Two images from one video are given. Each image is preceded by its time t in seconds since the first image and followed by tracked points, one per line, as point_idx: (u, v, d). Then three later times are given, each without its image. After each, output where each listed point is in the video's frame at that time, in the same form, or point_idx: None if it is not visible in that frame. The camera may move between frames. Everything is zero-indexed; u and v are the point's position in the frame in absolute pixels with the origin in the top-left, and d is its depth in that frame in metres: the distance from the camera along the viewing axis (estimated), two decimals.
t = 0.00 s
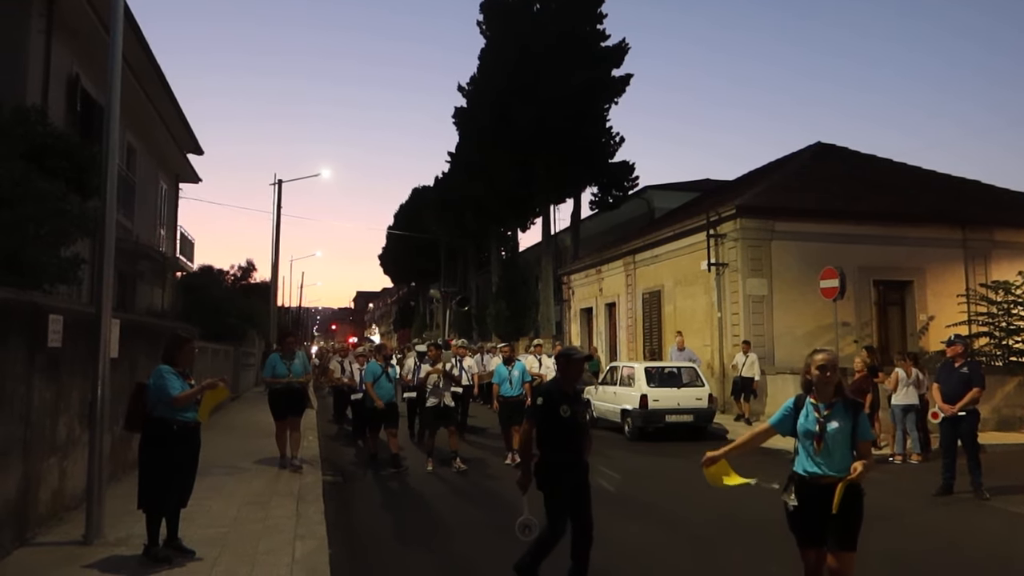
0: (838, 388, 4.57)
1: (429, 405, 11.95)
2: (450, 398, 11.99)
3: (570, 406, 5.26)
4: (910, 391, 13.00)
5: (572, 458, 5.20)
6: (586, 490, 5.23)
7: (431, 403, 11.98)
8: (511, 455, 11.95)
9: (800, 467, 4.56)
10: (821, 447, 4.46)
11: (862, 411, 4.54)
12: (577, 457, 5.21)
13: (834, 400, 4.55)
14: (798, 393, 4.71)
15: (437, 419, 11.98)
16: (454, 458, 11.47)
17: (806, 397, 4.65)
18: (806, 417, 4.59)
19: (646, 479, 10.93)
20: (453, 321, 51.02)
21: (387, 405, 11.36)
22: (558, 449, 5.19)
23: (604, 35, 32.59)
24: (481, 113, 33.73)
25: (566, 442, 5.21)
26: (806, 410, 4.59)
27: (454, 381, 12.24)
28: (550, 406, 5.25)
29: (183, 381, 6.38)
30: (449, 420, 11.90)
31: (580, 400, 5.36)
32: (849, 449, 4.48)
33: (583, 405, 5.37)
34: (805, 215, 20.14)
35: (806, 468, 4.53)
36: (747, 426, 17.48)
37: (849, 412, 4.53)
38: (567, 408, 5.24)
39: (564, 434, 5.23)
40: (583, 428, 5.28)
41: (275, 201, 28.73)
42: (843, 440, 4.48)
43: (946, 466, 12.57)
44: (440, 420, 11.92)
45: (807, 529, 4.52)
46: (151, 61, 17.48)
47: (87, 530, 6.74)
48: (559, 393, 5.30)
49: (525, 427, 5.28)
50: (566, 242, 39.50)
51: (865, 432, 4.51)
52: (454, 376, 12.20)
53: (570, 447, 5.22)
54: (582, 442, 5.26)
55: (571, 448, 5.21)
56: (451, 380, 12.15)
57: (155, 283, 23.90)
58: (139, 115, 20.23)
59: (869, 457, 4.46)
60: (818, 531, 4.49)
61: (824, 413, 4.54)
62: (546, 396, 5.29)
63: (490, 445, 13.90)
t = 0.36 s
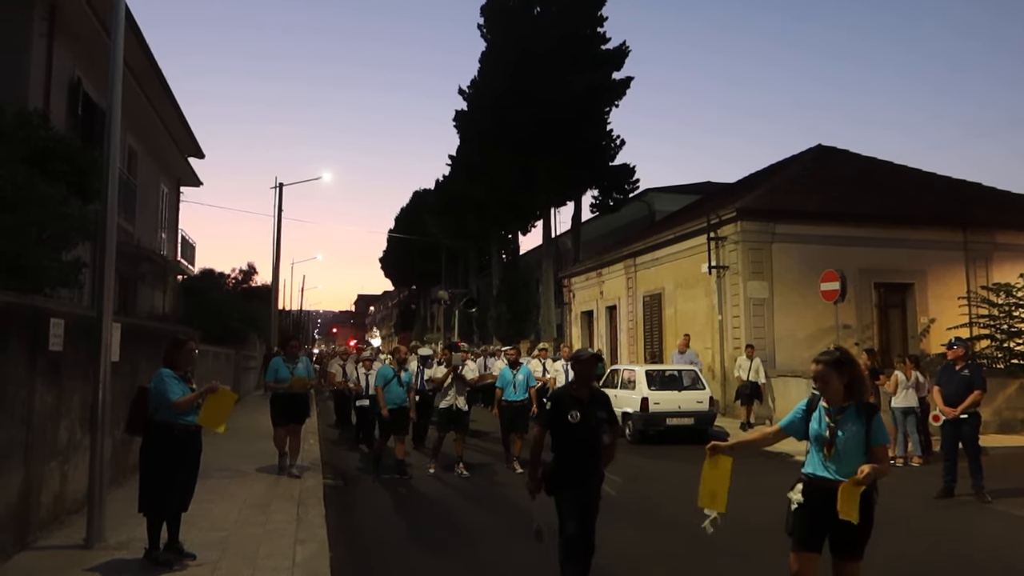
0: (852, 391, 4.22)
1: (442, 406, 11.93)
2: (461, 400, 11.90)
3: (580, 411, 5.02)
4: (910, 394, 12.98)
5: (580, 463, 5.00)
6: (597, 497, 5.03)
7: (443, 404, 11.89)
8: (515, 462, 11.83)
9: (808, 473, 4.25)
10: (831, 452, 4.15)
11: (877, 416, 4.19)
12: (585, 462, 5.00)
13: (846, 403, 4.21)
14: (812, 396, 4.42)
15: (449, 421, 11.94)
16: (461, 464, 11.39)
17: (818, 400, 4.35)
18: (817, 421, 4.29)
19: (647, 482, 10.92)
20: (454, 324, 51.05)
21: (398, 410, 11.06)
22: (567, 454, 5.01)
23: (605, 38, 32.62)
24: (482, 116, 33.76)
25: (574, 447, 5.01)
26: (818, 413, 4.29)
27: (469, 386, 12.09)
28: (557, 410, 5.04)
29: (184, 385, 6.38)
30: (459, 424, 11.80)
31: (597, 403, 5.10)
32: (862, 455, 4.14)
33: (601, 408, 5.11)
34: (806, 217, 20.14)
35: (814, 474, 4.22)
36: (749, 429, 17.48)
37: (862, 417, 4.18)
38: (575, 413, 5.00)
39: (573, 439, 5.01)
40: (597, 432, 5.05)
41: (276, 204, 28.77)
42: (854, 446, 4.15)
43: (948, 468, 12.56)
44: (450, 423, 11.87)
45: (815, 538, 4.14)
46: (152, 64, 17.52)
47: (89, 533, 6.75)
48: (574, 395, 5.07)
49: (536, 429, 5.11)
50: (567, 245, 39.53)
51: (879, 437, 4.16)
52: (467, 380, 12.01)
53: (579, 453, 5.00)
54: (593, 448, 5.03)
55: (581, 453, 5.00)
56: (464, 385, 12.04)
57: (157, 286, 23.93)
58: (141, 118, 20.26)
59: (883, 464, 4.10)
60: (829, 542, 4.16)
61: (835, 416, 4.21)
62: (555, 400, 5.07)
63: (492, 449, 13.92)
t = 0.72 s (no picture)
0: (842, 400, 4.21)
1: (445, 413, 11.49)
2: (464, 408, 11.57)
3: (579, 423, 4.61)
4: (905, 399, 12.99)
5: (586, 479, 4.56)
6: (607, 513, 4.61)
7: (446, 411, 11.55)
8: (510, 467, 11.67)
9: (801, 481, 4.22)
10: (827, 461, 4.13)
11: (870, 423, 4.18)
12: (591, 479, 4.56)
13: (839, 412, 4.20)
14: (802, 404, 4.39)
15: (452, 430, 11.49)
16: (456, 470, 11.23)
17: (809, 409, 4.34)
18: (809, 430, 4.28)
19: (643, 488, 10.91)
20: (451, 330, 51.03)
21: (398, 416, 10.74)
22: (571, 471, 4.56)
23: (601, 44, 32.70)
24: (478, 121, 33.79)
25: (578, 463, 4.57)
26: (810, 422, 4.28)
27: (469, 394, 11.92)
28: (555, 426, 4.61)
29: (180, 391, 6.37)
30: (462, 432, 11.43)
31: (595, 413, 4.71)
32: (856, 463, 4.12)
33: (600, 419, 4.73)
34: (801, 223, 20.18)
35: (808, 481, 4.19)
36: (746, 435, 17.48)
37: (855, 426, 4.16)
38: (574, 425, 4.59)
39: (576, 454, 4.58)
40: (600, 446, 4.63)
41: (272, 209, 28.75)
42: (848, 454, 4.14)
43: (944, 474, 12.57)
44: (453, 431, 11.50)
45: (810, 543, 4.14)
46: (149, 69, 17.53)
47: (83, 540, 6.72)
48: (572, 405, 4.68)
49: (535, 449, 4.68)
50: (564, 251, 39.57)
51: (873, 446, 4.14)
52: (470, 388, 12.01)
53: (584, 468, 4.57)
54: (599, 462, 4.60)
55: (588, 469, 4.57)
56: (467, 393, 11.89)
57: (153, 291, 23.89)
58: (137, 124, 20.26)
59: (877, 473, 4.08)
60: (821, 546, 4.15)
61: (827, 425, 4.19)
62: (551, 415, 4.66)
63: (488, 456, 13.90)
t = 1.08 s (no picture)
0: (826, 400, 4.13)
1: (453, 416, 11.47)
2: (471, 410, 11.56)
3: (580, 430, 4.37)
4: (905, 399, 12.98)
5: (586, 489, 4.35)
6: (615, 524, 4.38)
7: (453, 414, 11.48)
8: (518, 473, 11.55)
9: (787, 486, 4.14)
10: (812, 464, 4.04)
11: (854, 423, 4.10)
12: (592, 489, 4.34)
13: (823, 413, 4.12)
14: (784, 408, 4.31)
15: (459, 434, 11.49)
16: (462, 474, 11.10)
17: (792, 410, 4.26)
18: (793, 432, 4.19)
19: (644, 489, 10.91)
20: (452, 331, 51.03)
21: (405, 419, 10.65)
22: (571, 480, 4.37)
23: (602, 45, 32.70)
24: (479, 122, 33.78)
25: (578, 471, 4.37)
26: (794, 425, 4.19)
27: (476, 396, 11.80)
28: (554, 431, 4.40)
29: (180, 391, 6.37)
30: (470, 434, 11.42)
31: (602, 419, 4.42)
32: (840, 465, 4.04)
33: (608, 424, 4.44)
34: (802, 224, 20.17)
35: (794, 487, 4.11)
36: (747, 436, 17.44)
37: (840, 426, 4.08)
38: (574, 432, 4.35)
39: (576, 462, 4.36)
40: (605, 454, 4.37)
41: (273, 210, 28.76)
42: (834, 455, 4.06)
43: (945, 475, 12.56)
44: (461, 434, 11.46)
45: (797, 550, 4.08)
46: (150, 70, 17.54)
47: (84, 540, 6.73)
48: (576, 409, 4.41)
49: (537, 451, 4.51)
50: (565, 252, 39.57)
51: (858, 446, 4.05)
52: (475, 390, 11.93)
53: (584, 477, 4.36)
54: (602, 471, 4.36)
55: (589, 478, 4.35)
56: (473, 395, 11.70)
57: (154, 292, 23.90)
58: (138, 124, 20.26)
59: (862, 475, 3.99)
60: (809, 554, 4.06)
61: (812, 427, 4.12)
62: (552, 418, 4.43)
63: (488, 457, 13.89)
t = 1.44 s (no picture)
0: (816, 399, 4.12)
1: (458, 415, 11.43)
2: (476, 410, 11.53)
3: (594, 433, 4.00)
4: (905, 398, 12.99)
5: (595, 498, 4.00)
6: (627, 540, 4.00)
7: (460, 413, 11.46)
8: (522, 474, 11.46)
9: (777, 487, 4.11)
10: (803, 463, 4.01)
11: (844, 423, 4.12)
12: (602, 498, 3.99)
13: (813, 411, 4.12)
14: (771, 406, 4.27)
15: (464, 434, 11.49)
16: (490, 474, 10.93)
17: (780, 408, 4.23)
18: (782, 431, 4.14)
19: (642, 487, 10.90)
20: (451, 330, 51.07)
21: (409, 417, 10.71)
22: (585, 484, 4.02)
23: (602, 43, 32.69)
24: (479, 120, 33.76)
25: (589, 478, 4.02)
26: (783, 423, 4.15)
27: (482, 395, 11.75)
28: (566, 433, 4.07)
29: (181, 389, 6.36)
30: (478, 433, 11.40)
31: (621, 424, 4.04)
32: (832, 464, 4.04)
33: (629, 431, 4.05)
34: (802, 223, 20.16)
35: (785, 487, 4.07)
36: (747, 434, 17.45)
37: (830, 425, 4.09)
38: (587, 435, 4.00)
39: (589, 467, 4.02)
40: (621, 463, 4.01)
41: (273, 208, 28.74)
42: (826, 455, 4.05)
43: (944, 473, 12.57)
44: (465, 433, 11.45)
45: (787, 551, 4.05)
46: (150, 69, 17.54)
47: (85, 538, 6.74)
48: (592, 412, 4.06)
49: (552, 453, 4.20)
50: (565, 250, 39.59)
51: (848, 445, 4.07)
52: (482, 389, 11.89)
53: (595, 486, 4.01)
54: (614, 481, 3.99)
55: (602, 485, 4.00)
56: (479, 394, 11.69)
57: (154, 291, 23.90)
58: (138, 123, 20.23)
59: (858, 475, 3.99)
60: (800, 554, 4.03)
61: (803, 426, 4.10)
62: (568, 418, 4.10)
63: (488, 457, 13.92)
